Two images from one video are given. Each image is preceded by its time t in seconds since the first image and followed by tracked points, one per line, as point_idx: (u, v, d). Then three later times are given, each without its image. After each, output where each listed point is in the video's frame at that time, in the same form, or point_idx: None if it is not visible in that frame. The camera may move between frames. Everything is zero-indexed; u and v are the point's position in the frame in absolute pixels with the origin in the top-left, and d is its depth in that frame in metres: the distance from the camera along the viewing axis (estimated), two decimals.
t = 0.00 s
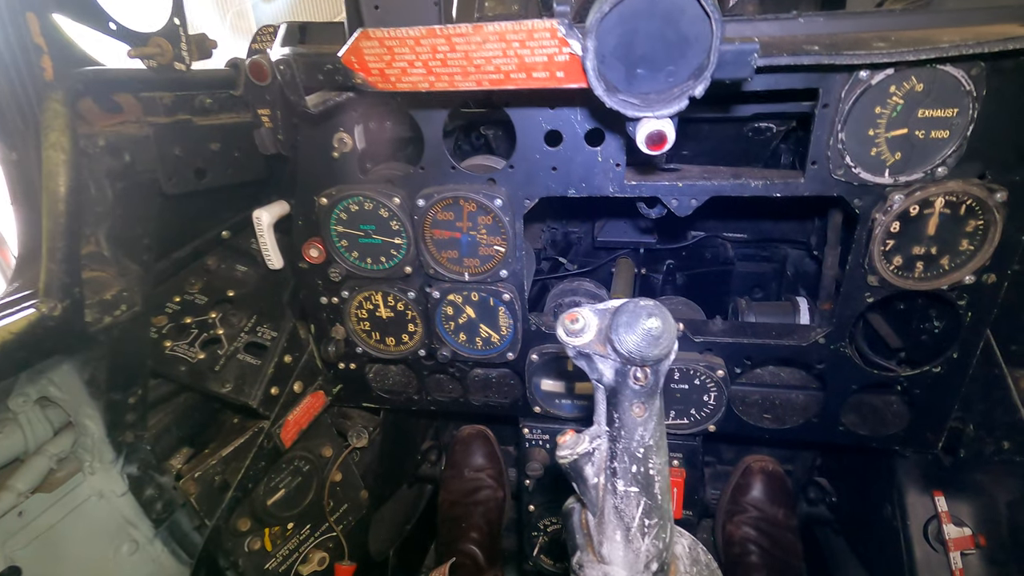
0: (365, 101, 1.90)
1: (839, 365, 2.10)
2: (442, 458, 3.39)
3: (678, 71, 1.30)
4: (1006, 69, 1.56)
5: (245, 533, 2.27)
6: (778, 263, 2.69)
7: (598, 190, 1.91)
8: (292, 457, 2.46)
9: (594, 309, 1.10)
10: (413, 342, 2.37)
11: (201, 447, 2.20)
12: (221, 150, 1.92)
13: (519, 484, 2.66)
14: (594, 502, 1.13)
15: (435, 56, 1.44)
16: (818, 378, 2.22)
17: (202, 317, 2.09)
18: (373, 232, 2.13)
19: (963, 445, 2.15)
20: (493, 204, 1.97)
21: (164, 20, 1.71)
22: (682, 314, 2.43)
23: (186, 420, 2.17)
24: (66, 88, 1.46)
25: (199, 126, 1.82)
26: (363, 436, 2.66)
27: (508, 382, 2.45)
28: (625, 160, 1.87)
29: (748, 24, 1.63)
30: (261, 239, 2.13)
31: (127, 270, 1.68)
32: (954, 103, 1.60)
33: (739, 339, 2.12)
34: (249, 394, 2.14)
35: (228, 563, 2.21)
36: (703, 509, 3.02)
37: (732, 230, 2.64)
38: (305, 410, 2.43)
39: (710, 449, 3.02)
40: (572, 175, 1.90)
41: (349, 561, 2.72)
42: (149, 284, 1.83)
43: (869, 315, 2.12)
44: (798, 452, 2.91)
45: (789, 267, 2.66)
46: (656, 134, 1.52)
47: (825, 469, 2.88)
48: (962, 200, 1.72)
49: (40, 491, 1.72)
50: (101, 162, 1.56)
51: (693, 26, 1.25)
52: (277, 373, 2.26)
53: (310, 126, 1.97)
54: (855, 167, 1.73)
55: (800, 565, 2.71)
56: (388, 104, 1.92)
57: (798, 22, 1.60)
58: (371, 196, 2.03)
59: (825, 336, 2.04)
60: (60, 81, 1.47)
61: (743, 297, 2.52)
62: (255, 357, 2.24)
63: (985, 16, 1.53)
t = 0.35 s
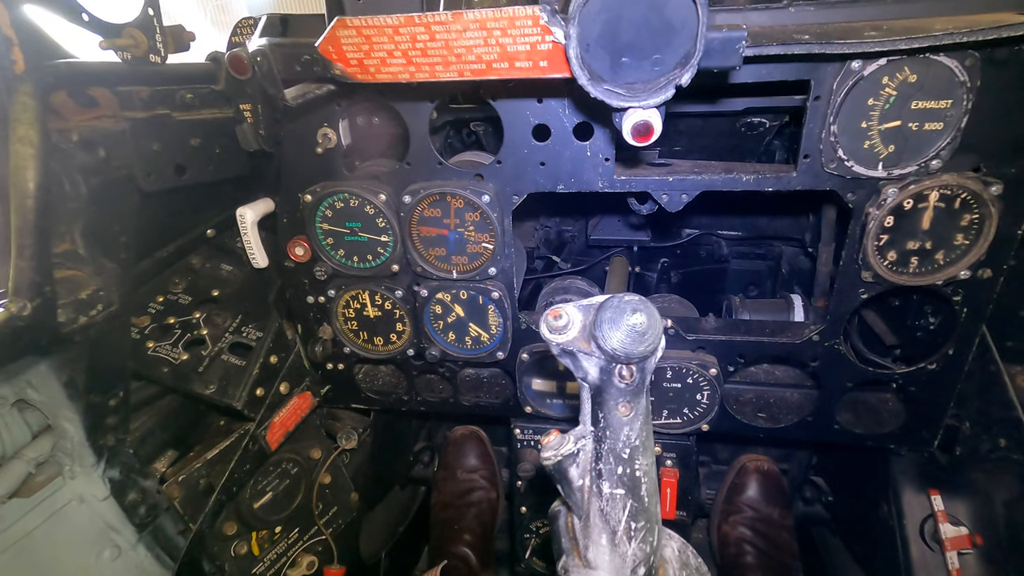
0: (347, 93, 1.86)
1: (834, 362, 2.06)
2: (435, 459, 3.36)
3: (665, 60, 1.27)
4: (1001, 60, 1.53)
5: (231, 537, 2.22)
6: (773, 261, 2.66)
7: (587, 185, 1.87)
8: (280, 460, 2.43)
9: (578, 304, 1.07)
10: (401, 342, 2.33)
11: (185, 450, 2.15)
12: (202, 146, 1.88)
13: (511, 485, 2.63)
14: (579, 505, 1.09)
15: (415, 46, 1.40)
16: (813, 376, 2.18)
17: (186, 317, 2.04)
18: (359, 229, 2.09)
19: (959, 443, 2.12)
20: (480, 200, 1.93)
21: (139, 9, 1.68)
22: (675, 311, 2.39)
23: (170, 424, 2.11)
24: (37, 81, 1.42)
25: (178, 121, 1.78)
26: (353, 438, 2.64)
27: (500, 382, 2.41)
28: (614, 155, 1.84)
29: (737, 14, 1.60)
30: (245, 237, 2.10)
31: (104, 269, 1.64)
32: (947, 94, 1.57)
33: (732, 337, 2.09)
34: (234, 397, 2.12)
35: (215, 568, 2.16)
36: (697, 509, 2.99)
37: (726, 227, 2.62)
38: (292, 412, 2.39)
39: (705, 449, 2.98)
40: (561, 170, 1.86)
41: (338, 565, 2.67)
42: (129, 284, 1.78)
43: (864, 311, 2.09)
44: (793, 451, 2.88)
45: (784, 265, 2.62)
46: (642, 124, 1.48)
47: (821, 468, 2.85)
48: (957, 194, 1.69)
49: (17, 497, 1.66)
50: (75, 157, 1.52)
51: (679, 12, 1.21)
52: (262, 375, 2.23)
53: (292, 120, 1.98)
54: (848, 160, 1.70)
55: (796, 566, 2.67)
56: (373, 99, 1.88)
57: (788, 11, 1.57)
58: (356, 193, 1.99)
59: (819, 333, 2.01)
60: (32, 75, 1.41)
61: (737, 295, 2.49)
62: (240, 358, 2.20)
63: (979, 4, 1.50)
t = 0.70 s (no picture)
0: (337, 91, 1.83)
1: (831, 362, 2.03)
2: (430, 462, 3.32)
3: (657, 54, 1.24)
4: (1000, 55, 1.51)
5: (222, 541, 2.19)
6: (770, 260, 2.63)
7: (581, 183, 1.85)
8: (271, 462, 2.40)
9: (567, 305, 1.04)
10: (394, 343, 2.30)
11: (175, 453, 2.12)
12: (189, 145, 1.86)
13: (506, 487, 2.60)
14: (569, 511, 1.07)
15: (401, 41, 1.39)
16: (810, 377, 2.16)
17: (175, 319, 2.03)
18: (350, 229, 2.06)
19: (958, 444, 2.10)
20: (472, 199, 1.91)
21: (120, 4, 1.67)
22: (671, 311, 2.37)
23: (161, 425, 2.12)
24: (17, 78, 1.39)
25: (165, 119, 1.76)
26: (345, 440, 2.61)
27: (494, 383, 2.38)
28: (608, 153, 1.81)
29: (732, 8, 1.55)
30: (234, 237, 2.07)
31: (88, 270, 1.61)
32: (946, 90, 1.55)
33: (727, 337, 2.06)
34: (223, 399, 2.08)
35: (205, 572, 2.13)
36: (694, 510, 2.96)
37: (724, 226, 2.59)
38: (283, 415, 2.36)
39: (702, 450, 2.95)
40: (554, 168, 1.84)
41: (331, 569, 2.63)
42: (115, 285, 1.75)
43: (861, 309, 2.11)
44: (791, 452, 2.86)
45: (782, 264, 2.60)
46: (634, 121, 1.47)
47: (819, 469, 2.82)
48: (956, 191, 1.66)
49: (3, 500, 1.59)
50: (56, 155, 1.49)
51: (671, 6, 1.18)
52: (251, 377, 2.18)
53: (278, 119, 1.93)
54: (845, 157, 1.68)
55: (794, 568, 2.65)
56: (363, 97, 1.85)
57: (784, 6, 1.54)
58: (346, 192, 1.97)
59: (816, 334, 1.99)
60: (11, 70, 1.38)
61: (734, 295, 2.47)
62: (230, 359, 2.16)
63: None
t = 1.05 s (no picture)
0: (327, 89, 1.81)
1: (828, 362, 2.01)
2: (427, 463, 3.28)
3: (646, 49, 1.22)
4: (996, 49, 1.49)
5: (213, 545, 2.18)
6: (768, 259, 2.61)
7: (573, 182, 1.82)
8: (264, 465, 2.38)
9: (555, 305, 1.02)
10: (386, 344, 2.27)
11: (166, 456, 2.11)
12: (176, 144, 1.84)
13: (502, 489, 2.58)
14: (557, 515, 1.05)
15: (386, 35, 1.38)
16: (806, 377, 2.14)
17: (165, 321, 2.01)
18: (341, 229, 2.04)
19: (956, 444, 2.09)
20: (463, 198, 1.88)
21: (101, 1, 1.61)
22: (667, 311, 2.34)
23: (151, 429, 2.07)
24: None
25: (151, 118, 1.74)
26: (339, 442, 2.63)
27: (488, 384, 2.36)
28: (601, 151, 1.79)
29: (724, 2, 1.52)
30: (224, 238, 2.05)
31: (74, 271, 1.58)
32: (942, 85, 1.53)
33: (723, 336, 2.04)
34: (213, 401, 2.04)
35: None
36: (692, 510, 2.94)
37: (721, 226, 2.57)
38: (275, 417, 2.34)
39: (700, 450, 2.93)
40: (546, 166, 1.81)
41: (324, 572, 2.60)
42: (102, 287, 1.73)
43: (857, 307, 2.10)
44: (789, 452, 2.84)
45: (780, 263, 2.58)
46: (623, 117, 1.45)
47: (817, 468, 2.80)
48: (952, 188, 1.64)
49: None
50: (40, 155, 1.47)
51: None
52: (243, 378, 2.16)
53: (268, 117, 1.91)
54: (840, 154, 1.65)
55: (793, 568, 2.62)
56: (353, 95, 1.84)
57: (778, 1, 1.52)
58: (337, 191, 1.95)
59: (812, 333, 1.97)
60: None
61: (731, 294, 2.44)
62: (221, 361, 2.13)
63: None
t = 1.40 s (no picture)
0: (314, 87, 1.80)
1: (820, 360, 2.00)
2: (421, 463, 3.26)
3: (629, 44, 1.21)
4: (986, 44, 1.47)
5: (203, 547, 2.15)
6: (763, 258, 2.61)
7: (563, 180, 1.81)
8: (255, 467, 2.36)
9: (536, 304, 1.00)
10: (376, 345, 2.26)
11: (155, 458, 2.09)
12: (161, 143, 1.83)
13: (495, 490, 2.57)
14: (540, 517, 1.03)
15: (366, 32, 1.38)
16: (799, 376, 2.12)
17: (153, 321, 1.98)
18: (329, 228, 2.02)
19: (949, 443, 2.08)
20: (452, 197, 1.87)
21: None
22: (659, 310, 2.32)
23: (140, 432, 2.03)
24: None
25: (135, 116, 1.73)
26: (331, 443, 2.59)
27: (480, 384, 2.35)
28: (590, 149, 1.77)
29: None
30: (212, 238, 2.03)
31: (56, 272, 1.56)
32: (931, 80, 1.51)
33: (714, 335, 2.03)
34: (201, 403, 2.03)
35: None
36: (687, 510, 2.93)
37: (716, 224, 2.56)
38: (264, 418, 2.32)
39: (695, 449, 2.92)
40: (535, 164, 1.80)
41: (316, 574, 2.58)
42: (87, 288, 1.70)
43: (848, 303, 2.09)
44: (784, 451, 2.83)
45: (775, 262, 2.58)
46: (607, 113, 1.42)
47: (812, 467, 2.79)
48: (943, 184, 1.62)
49: None
50: (19, 154, 1.44)
51: None
52: (231, 379, 2.15)
53: (254, 116, 1.89)
54: (830, 151, 1.64)
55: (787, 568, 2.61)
56: (340, 93, 1.82)
57: None
58: (324, 190, 1.93)
59: (804, 331, 1.95)
60: None
61: (723, 292, 2.43)
62: (209, 363, 2.12)
63: None
